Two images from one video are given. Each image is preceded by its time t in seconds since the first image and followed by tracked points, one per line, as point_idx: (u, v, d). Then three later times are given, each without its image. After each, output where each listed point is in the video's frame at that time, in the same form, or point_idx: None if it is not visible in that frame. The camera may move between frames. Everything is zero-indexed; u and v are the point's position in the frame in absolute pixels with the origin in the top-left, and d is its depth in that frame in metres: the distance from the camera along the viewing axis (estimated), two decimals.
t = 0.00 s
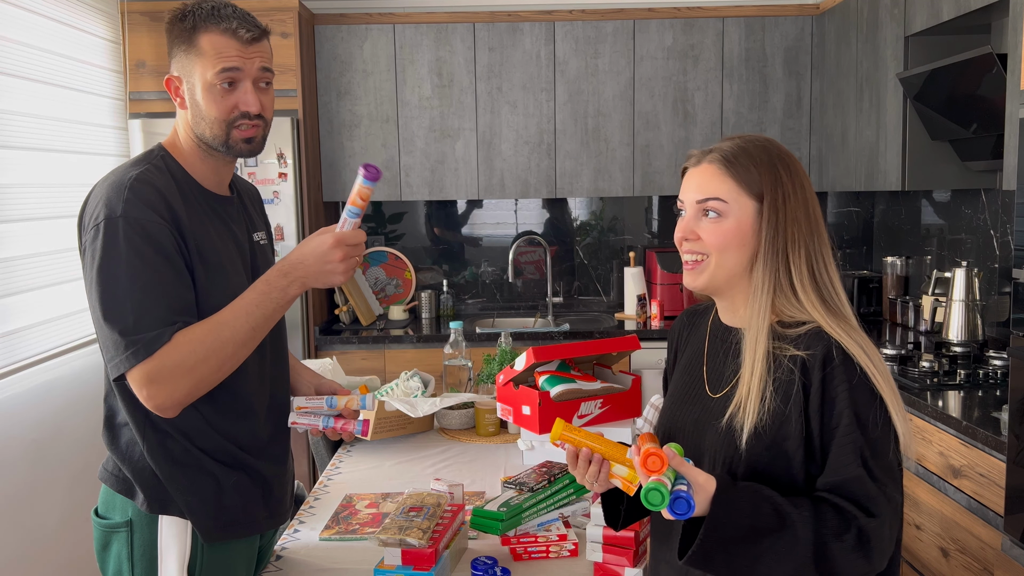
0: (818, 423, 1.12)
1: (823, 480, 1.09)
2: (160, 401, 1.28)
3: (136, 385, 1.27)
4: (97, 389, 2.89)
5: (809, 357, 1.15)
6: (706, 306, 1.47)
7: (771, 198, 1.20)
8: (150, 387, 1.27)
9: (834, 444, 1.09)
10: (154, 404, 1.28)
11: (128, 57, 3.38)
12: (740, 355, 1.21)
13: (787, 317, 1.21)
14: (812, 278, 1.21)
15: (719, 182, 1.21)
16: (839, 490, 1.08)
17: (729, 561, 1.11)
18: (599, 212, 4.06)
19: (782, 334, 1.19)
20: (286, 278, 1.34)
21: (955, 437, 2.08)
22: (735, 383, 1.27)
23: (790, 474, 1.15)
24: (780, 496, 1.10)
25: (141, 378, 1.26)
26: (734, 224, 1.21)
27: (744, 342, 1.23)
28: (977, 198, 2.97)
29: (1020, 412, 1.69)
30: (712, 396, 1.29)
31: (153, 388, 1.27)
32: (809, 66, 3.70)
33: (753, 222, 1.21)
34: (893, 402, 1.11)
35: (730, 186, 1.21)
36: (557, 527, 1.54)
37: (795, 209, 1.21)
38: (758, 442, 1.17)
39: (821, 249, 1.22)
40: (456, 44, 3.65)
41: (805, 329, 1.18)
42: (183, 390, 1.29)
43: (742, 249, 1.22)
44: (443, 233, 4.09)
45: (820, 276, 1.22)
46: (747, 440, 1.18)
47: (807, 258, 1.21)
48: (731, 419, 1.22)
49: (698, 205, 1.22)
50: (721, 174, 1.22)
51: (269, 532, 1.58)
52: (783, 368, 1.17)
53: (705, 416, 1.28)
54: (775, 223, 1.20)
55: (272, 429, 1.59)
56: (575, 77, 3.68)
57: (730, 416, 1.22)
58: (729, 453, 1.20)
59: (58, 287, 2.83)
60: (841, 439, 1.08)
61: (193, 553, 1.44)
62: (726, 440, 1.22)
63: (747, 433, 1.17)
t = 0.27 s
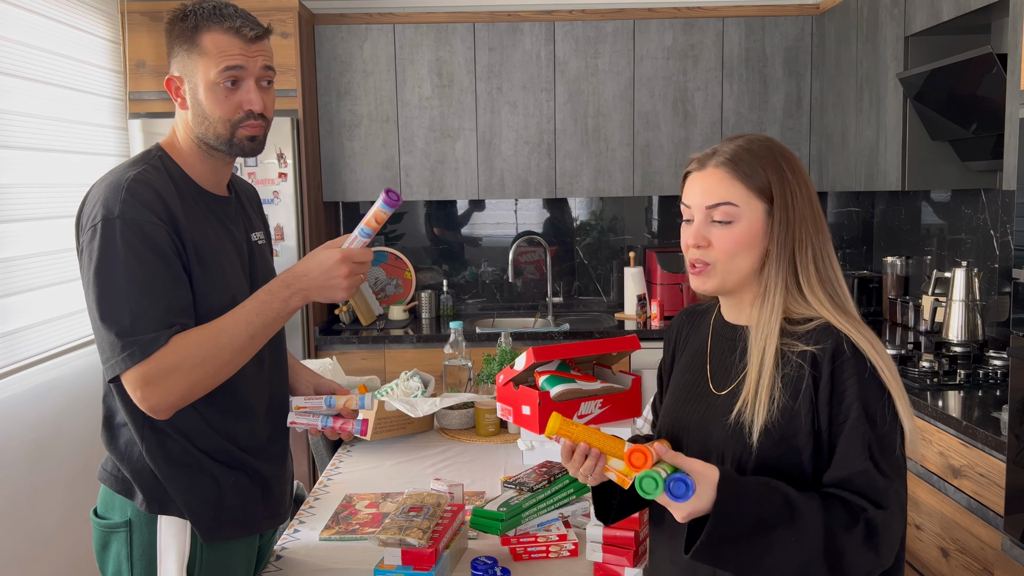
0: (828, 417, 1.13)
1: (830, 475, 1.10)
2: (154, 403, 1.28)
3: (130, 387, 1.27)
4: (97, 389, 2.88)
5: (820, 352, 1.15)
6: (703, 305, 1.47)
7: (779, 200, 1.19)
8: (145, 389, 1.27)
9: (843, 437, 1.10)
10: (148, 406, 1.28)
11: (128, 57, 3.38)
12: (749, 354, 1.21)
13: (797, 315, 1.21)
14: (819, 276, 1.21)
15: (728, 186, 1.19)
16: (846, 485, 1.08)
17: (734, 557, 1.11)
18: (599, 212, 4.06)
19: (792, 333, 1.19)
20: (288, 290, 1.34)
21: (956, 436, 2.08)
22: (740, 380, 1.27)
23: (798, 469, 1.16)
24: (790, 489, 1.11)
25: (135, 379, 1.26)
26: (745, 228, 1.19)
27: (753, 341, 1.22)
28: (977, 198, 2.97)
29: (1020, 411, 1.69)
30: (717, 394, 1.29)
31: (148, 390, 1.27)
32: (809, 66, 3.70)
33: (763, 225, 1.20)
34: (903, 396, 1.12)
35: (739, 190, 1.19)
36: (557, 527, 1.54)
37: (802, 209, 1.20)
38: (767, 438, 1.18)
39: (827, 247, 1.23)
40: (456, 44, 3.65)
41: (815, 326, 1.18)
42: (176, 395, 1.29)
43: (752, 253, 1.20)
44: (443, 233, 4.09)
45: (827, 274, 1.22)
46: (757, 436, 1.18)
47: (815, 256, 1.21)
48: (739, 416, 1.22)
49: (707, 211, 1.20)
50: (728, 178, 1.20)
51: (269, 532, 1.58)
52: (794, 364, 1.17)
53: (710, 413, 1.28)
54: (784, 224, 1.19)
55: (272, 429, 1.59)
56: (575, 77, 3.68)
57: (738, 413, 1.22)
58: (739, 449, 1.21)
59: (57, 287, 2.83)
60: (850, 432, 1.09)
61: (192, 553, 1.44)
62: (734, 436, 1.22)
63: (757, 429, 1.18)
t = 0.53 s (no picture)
0: (829, 416, 1.13)
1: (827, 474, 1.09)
2: (148, 403, 1.28)
3: (124, 387, 1.27)
4: (97, 389, 2.88)
5: (824, 352, 1.15)
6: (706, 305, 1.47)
7: (779, 203, 1.19)
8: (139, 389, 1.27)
9: (842, 436, 1.09)
10: (142, 406, 1.28)
11: (128, 57, 3.38)
12: (755, 355, 1.22)
13: (802, 317, 1.21)
14: (822, 276, 1.21)
15: (728, 194, 1.19)
16: (841, 483, 1.08)
17: (731, 557, 1.10)
18: (599, 212, 4.06)
19: (798, 334, 1.20)
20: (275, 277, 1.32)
21: (955, 436, 2.08)
22: (744, 380, 1.26)
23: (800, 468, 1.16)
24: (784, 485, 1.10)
25: (129, 379, 1.26)
26: (747, 234, 1.19)
27: (757, 343, 1.22)
28: (977, 198, 2.97)
29: (1020, 411, 1.69)
30: (721, 394, 1.29)
31: (142, 390, 1.27)
32: (809, 66, 3.70)
33: (765, 229, 1.20)
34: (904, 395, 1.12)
35: (739, 197, 1.19)
36: (557, 526, 1.54)
37: (802, 211, 1.20)
38: (772, 438, 1.18)
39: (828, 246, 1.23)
40: (456, 44, 3.65)
41: (819, 326, 1.19)
42: (171, 394, 1.29)
43: (756, 258, 1.20)
44: (443, 233, 4.09)
45: (829, 273, 1.22)
46: (762, 436, 1.18)
47: (818, 256, 1.21)
48: (743, 416, 1.22)
49: (709, 220, 1.20)
50: (728, 186, 1.20)
51: (269, 531, 1.58)
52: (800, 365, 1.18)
53: (714, 413, 1.28)
54: (786, 228, 1.20)
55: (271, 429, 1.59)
56: (575, 77, 3.68)
57: (743, 413, 1.22)
58: (743, 449, 1.21)
59: (57, 287, 2.83)
60: (849, 430, 1.09)
61: (191, 553, 1.44)
62: (738, 436, 1.22)
63: (762, 429, 1.18)
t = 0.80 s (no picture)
0: (823, 418, 1.13)
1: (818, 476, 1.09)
2: (143, 403, 1.28)
3: (117, 387, 1.27)
4: (97, 389, 2.88)
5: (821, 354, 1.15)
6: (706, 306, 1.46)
7: (778, 205, 1.19)
8: (135, 388, 1.26)
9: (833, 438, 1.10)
10: (136, 407, 1.28)
11: (128, 57, 3.38)
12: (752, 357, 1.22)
13: (801, 318, 1.21)
14: (821, 278, 1.21)
15: (728, 196, 1.19)
16: (831, 485, 1.08)
17: (728, 557, 1.10)
18: (599, 212, 4.06)
19: (796, 336, 1.20)
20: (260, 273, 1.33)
21: (955, 437, 2.08)
22: (742, 381, 1.26)
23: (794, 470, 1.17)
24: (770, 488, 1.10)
25: (122, 379, 1.26)
26: (747, 236, 1.19)
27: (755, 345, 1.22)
28: (977, 198, 2.97)
29: (1020, 411, 1.69)
30: (719, 395, 1.29)
31: (137, 388, 1.26)
32: (809, 66, 3.70)
33: (764, 231, 1.20)
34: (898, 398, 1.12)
35: (739, 199, 1.19)
36: (557, 527, 1.54)
37: (801, 213, 1.20)
38: (768, 440, 1.18)
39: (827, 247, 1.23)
40: (456, 44, 3.65)
41: (817, 328, 1.19)
42: (168, 389, 1.29)
43: (756, 260, 1.20)
44: (443, 233, 4.09)
45: (828, 274, 1.22)
46: (758, 438, 1.18)
47: (817, 257, 1.21)
48: (739, 418, 1.22)
49: (709, 223, 1.20)
50: (728, 188, 1.19)
51: (268, 531, 1.58)
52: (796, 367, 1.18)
53: (711, 414, 1.28)
54: (785, 229, 1.19)
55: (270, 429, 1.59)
56: (575, 77, 3.68)
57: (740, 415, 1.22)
58: (738, 451, 1.21)
59: (57, 287, 2.83)
60: (840, 433, 1.09)
61: (191, 553, 1.44)
62: (734, 438, 1.22)
63: (757, 431, 1.18)
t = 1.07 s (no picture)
0: (820, 419, 1.13)
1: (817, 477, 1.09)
2: (143, 402, 1.28)
3: (118, 387, 1.27)
4: (97, 389, 2.88)
5: (818, 354, 1.15)
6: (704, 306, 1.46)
7: (777, 204, 1.19)
8: (135, 388, 1.26)
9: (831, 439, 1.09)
10: (135, 406, 1.28)
11: (128, 57, 3.38)
12: (749, 357, 1.21)
13: (798, 318, 1.21)
14: (819, 277, 1.21)
15: (726, 194, 1.19)
16: (831, 487, 1.08)
17: (726, 557, 1.10)
18: (599, 212, 4.06)
19: (793, 335, 1.20)
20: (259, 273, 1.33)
21: (955, 437, 2.08)
22: (739, 382, 1.26)
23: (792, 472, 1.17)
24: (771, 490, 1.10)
25: (123, 378, 1.26)
26: (744, 235, 1.19)
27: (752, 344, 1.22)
28: (977, 198, 2.97)
29: (1020, 412, 1.69)
30: (716, 396, 1.29)
31: (138, 388, 1.27)
32: (809, 66, 3.70)
33: (762, 230, 1.20)
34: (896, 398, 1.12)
35: (737, 197, 1.19)
36: (557, 527, 1.54)
37: (799, 212, 1.20)
38: (765, 441, 1.18)
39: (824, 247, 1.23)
40: (456, 44, 3.65)
41: (815, 328, 1.18)
42: (165, 389, 1.28)
43: (753, 258, 1.20)
44: (443, 233, 4.08)
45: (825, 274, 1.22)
46: (756, 439, 1.19)
47: (814, 257, 1.21)
48: (737, 418, 1.22)
49: (706, 220, 1.19)
50: (726, 186, 1.19)
51: (268, 531, 1.58)
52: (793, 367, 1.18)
53: (708, 414, 1.28)
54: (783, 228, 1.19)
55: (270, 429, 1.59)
56: (575, 77, 3.68)
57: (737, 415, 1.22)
58: (735, 452, 1.21)
59: (57, 286, 2.83)
60: (839, 434, 1.09)
61: (191, 554, 1.44)
62: (731, 439, 1.22)
63: (755, 432, 1.18)
